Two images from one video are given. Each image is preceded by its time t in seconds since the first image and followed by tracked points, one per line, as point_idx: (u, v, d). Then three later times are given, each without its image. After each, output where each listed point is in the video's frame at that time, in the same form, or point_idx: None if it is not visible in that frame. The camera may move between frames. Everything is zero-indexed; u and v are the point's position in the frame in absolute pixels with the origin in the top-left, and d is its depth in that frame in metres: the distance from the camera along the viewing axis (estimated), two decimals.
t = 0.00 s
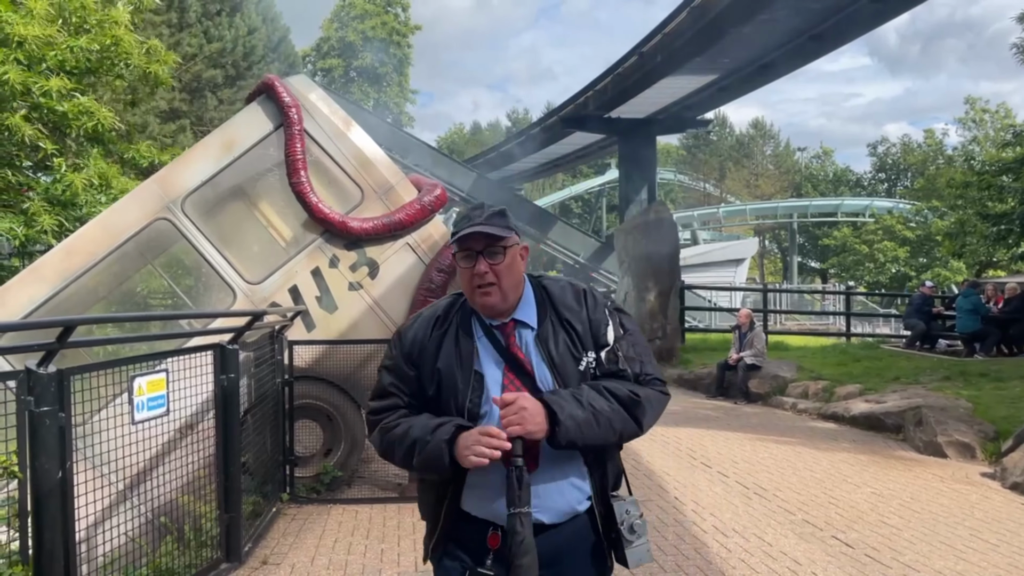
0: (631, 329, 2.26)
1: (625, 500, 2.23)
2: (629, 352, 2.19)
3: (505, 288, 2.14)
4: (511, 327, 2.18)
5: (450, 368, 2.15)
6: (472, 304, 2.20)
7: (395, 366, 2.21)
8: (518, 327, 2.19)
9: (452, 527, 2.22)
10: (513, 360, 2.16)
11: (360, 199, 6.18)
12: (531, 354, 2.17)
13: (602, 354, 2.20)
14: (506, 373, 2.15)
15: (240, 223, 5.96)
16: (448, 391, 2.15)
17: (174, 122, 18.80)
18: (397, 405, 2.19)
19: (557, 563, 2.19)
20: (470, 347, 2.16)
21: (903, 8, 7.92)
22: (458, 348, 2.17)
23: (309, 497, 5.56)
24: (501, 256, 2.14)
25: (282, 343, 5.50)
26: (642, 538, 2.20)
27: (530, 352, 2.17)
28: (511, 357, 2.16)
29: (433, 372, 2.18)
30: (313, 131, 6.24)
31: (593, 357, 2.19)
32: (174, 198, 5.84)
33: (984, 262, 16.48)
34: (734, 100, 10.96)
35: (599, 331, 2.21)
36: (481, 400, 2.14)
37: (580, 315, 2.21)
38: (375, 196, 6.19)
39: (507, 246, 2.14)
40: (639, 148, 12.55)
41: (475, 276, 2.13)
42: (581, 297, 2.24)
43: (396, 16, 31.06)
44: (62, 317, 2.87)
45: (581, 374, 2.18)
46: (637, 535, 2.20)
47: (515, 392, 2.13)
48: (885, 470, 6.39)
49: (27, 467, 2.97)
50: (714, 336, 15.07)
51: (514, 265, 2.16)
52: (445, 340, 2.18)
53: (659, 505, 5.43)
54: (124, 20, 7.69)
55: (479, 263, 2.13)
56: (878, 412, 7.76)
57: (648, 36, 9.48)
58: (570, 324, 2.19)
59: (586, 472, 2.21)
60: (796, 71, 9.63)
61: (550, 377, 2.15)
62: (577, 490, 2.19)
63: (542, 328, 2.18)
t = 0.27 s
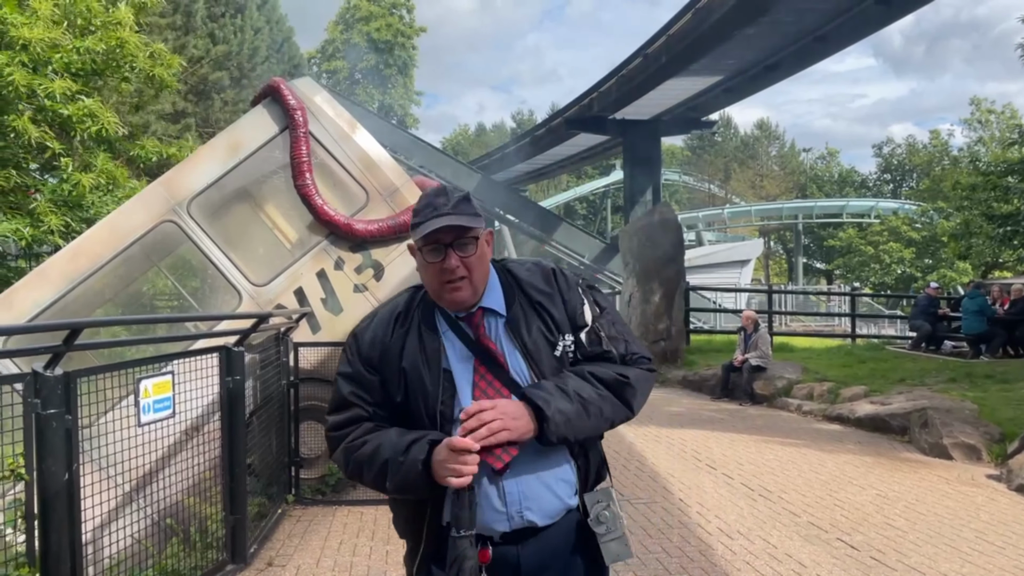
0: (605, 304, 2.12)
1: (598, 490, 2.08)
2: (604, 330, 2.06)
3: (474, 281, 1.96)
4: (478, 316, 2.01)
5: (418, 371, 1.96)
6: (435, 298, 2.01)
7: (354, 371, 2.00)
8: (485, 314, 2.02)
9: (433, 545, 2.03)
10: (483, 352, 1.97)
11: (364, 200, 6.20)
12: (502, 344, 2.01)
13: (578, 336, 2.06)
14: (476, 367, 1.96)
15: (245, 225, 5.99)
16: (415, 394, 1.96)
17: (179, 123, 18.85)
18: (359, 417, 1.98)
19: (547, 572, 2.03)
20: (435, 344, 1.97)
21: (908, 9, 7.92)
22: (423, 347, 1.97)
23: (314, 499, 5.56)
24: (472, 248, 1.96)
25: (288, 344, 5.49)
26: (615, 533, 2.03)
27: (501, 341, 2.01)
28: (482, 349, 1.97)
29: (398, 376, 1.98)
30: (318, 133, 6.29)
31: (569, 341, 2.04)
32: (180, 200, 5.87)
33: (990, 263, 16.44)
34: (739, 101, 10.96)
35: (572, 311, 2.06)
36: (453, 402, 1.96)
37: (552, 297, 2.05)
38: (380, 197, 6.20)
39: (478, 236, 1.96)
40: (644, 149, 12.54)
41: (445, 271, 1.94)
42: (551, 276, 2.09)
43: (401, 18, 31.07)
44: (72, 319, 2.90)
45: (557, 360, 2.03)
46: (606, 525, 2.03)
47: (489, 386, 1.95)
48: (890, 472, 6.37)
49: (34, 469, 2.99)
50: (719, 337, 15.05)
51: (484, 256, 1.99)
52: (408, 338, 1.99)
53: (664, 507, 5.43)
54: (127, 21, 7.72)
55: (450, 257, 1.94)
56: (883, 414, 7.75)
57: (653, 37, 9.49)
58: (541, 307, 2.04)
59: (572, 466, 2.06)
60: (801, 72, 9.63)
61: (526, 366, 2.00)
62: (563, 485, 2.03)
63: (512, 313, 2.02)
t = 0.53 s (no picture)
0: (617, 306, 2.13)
1: (630, 504, 2.03)
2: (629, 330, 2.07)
3: (486, 293, 1.93)
4: (490, 325, 1.96)
5: (412, 394, 1.89)
6: (441, 310, 1.95)
7: (349, 396, 1.93)
8: (497, 323, 1.98)
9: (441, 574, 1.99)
10: (498, 364, 1.92)
11: (370, 201, 6.21)
12: (521, 354, 1.96)
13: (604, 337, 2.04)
14: (490, 380, 1.91)
15: (252, 226, 6.01)
16: (414, 415, 1.89)
17: (185, 125, 18.89)
18: (343, 452, 1.93)
19: None
20: (435, 362, 1.91)
21: (916, 10, 7.91)
22: (423, 364, 1.91)
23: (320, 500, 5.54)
24: (485, 257, 1.92)
25: (295, 346, 5.50)
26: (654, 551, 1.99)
27: (519, 351, 1.96)
28: (496, 360, 1.93)
29: (394, 397, 1.91)
30: (324, 135, 6.31)
31: (592, 340, 2.01)
32: (186, 202, 5.89)
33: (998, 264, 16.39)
34: (746, 101, 10.95)
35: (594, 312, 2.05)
36: (458, 420, 1.89)
37: (568, 298, 2.04)
38: (386, 199, 6.21)
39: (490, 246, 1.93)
40: (650, 150, 12.54)
41: (458, 282, 1.89)
42: (564, 278, 2.09)
43: (406, 19, 31.11)
44: (77, 320, 2.89)
45: (581, 364, 1.99)
46: (646, 543, 2.00)
47: (505, 400, 1.90)
48: (898, 474, 6.35)
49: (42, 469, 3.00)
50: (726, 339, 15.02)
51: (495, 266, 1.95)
52: (402, 357, 1.93)
53: (670, 509, 5.42)
54: (133, 22, 7.73)
55: (463, 267, 1.89)
56: (891, 416, 7.72)
57: (659, 37, 9.49)
58: (560, 309, 2.02)
59: (595, 483, 1.99)
60: (808, 72, 9.60)
61: (546, 374, 1.96)
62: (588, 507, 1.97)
63: (528, 318, 1.99)
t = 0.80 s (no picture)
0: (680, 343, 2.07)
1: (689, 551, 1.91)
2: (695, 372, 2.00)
3: (558, 301, 1.86)
4: (555, 340, 1.87)
5: (461, 410, 1.80)
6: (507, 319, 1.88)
7: (390, 402, 1.85)
8: (561, 337, 1.89)
9: None
10: (559, 384, 1.83)
11: (378, 204, 6.23)
12: (582, 377, 1.86)
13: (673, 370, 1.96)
14: (547, 401, 1.81)
15: (260, 228, 6.04)
16: (456, 429, 1.79)
17: (192, 127, 19.00)
18: (380, 461, 1.84)
19: None
20: (489, 377, 1.82)
21: (924, 11, 7.91)
22: (472, 375, 1.83)
23: (327, 501, 5.52)
24: (559, 263, 1.86)
25: (302, 347, 5.55)
26: None
27: (581, 374, 1.86)
28: (557, 378, 1.83)
29: (437, 408, 1.83)
30: (332, 138, 6.33)
31: (664, 371, 1.93)
32: (195, 204, 5.93)
33: (1005, 267, 16.34)
34: (753, 103, 10.97)
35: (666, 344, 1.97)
36: (503, 441, 1.79)
37: (640, 322, 1.96)
38: (393, 202, 6.24)
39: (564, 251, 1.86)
40: (656, 152, 12.57)
41: (529, 288, 1.83)
42: (637, 302, 2.02)
43: (413, 22, 31.24)
44: (88, 321, 2.93)
45: (649, 394, 1.90)
46: None
47: (560, 426, 1.80)
48: (904, 476, 6.35)
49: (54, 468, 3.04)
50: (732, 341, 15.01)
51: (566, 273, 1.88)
52: (453, 368, 1.84)
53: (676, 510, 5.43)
54: (141, 24, 7.77)
55: (536, 272, 1.83)
56: (898, 418, 7.72)
57: (665, 40, 9.52)
58: (634, 332, 1.94)
59: (646, 526, 1.88)
60: (814, 74, 9.62)
61: (610, 402, 1.85)
62: (634, 553, 1.85)
63: (597, 337, 1.90)
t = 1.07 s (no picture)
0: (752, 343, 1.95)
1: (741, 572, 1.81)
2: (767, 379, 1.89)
3: (621, 256, 1.80)
4: (616, 321, 1.77)
5: (509, 389, 1.70)
6: (568, 278, 1.81)
7: (431, 374, 1.77)
8: (622, 318, 1.79)
9: None
10: (621, 370, 1.72)
11: (384, 205, 6.24)
12: (647, 366, 1.75)
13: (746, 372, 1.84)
14: (605, 387, 1.70)
15: (266, 228, 6.06)
16: (502, 408, 1.69)
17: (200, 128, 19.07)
18: (414, 437, 1.76)
19: None
20: (543, 355, 1.72)
21: (932, 12, 7.88)
22: (523, 351, 1.73)
23: (333, 501, 5.54)
24: (624, 214, 1.80)
25: (307, 348, 5.57)
26: None
27: (647, 362, 1.75)
28: (617, 363, 1.72)
29: (481, 384, 1.72)
30: (339, 139, 6.33)
31: (738, 369, 1.82)
32: (201, 204, 5.94)
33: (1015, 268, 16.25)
34: (760, 104, 10.95)
35: (742, 344, 1.85)
36: (553, 427, 1.68)
37: (712, 313, 1.85)
38: (399, 203, 6.25)
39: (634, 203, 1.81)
40: (663, 153, 12.55)
41: (593, 237, 1.78)
42: (709, 291, 1.91)
43: (419, 23, 31.28)
44: (94, 321, 2.94)
45: (721, 391, 1.78)
46: None
47: (619, 414, 1.69)
48: (912, 479, 6.33)
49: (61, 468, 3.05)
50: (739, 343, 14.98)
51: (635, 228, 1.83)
52: (500, 343, 1.74)
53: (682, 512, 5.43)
54: (148, 25, 7.80)
55: (599, 220, 1.77)
56: (905, 421, 7.69)
57: (672, 41, 9.50)
58: (706, 324, 1.83)
59: (705, 535, 1.75)
60: (822, 75, 9.59)
61: (677, 396, 1.74)
62: (692, 566, 1.72)
63: (666, 324, 1.80)
